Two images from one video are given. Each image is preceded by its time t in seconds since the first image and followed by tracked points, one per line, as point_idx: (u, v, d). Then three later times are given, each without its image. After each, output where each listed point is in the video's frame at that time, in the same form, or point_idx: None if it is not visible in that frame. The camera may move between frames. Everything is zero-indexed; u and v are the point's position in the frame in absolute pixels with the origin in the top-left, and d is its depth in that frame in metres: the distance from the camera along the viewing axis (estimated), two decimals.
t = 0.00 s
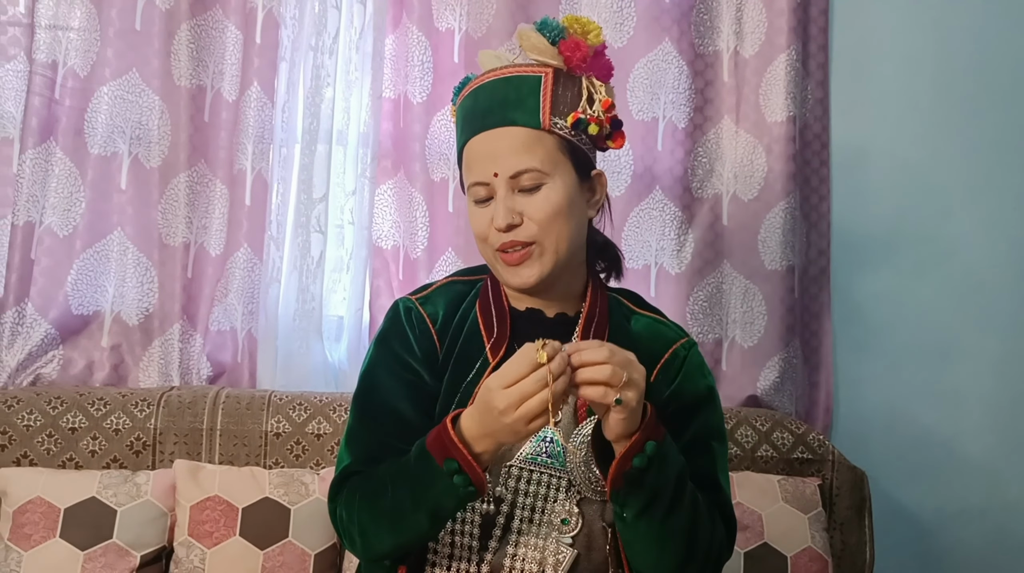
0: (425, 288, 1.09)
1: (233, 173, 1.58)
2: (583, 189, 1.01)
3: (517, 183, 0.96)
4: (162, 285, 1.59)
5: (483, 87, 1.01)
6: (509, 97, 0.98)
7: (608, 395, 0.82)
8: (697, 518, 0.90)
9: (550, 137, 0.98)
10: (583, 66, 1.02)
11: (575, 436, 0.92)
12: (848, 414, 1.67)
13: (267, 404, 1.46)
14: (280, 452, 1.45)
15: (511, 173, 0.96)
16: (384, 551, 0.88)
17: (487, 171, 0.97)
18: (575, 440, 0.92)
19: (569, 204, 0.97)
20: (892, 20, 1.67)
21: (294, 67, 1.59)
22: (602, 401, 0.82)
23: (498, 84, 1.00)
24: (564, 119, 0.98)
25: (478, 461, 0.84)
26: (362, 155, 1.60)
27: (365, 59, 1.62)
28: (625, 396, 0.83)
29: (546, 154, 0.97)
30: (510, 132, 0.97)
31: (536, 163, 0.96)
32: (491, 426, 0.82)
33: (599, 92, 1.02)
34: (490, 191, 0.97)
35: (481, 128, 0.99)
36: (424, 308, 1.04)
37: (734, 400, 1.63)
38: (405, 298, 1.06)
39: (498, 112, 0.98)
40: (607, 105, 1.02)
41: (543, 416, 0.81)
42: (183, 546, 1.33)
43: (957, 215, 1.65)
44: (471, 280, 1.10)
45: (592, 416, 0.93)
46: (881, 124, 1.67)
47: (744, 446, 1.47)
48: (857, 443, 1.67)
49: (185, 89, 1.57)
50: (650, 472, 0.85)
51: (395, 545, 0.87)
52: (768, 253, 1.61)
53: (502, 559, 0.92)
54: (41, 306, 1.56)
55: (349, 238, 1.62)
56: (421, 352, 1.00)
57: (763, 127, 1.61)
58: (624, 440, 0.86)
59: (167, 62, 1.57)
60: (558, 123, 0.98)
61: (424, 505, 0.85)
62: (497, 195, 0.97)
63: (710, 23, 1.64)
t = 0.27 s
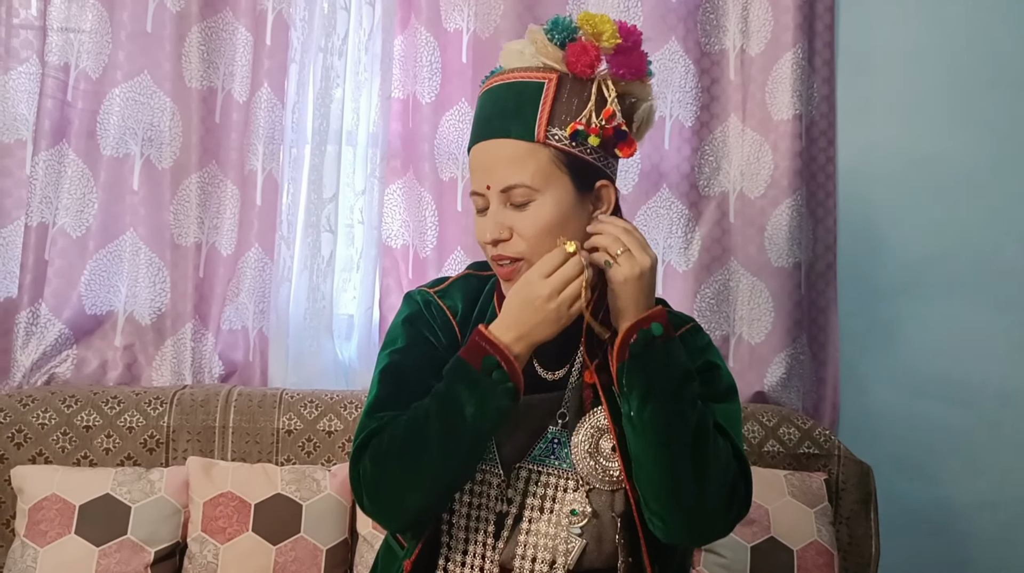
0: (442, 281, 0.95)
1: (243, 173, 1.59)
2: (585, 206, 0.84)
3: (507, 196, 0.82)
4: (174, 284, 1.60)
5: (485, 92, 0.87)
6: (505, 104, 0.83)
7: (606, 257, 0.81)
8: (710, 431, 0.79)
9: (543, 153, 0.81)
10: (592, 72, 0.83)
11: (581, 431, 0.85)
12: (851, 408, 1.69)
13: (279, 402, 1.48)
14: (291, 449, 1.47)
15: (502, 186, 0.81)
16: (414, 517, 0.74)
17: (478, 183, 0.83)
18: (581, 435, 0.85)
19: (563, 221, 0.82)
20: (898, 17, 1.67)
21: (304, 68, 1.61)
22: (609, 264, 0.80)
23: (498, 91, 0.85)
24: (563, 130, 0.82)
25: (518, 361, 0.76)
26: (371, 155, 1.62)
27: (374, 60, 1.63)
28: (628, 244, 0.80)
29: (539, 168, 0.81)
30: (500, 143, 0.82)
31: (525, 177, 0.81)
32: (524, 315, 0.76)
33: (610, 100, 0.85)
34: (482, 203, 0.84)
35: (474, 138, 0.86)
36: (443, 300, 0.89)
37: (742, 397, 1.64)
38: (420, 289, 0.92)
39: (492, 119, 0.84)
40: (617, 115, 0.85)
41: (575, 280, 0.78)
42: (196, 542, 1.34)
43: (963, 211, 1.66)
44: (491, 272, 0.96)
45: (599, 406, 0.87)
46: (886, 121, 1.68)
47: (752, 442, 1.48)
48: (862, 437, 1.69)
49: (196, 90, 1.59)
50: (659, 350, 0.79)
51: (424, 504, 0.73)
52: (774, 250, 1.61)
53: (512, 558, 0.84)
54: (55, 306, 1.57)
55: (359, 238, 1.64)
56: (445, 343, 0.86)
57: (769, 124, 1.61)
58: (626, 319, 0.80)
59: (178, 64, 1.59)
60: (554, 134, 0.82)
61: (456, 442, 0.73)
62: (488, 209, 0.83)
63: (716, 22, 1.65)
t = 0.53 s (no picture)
0: (444, 267, 0.96)
1: (246, 163, 1.60)
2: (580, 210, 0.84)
3: (505, 192, 0.83)
4: (177, 274, 1.61)
5: (497, 82, 0.88)
6: (510, 101, 0.84)
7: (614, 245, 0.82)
8: (703, 416, 0.80)
9: (541, 155, 0.82)
10: (604, 74, 0.83)
11: (581, 419, 0.86)
12: (847, 398, 1.72)
13: (281, 390, 1.49)
14: (294, 437, 1.48)
15: (501, 182, 0.82)
16: (434, 482, 0.75)
17: (480, 174, 0.85)
18: (582, 423, 0.86)
19: (556, 223, 0.82)
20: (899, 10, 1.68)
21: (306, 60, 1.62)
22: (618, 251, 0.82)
23: (508, 85, 0.86)
24: (568, 131, 0.82)
25: (535, 324, 0.79)
26: (374, 146, 1.63)
27: (376, 52, 1.64)
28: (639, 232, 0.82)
29: (536, 169, 0.82)
30: (502, 140, 0.83)
31: (522, 177, 0.82)
32: (540, 284, 0.78)
33: (619, 104, 0.84)
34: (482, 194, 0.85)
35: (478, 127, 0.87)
36: (448, 286, 0.91)
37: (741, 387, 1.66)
38: (425, 273, 0.93)
39: (497, 114, 0.84)
40: (625, 120, 0.83)
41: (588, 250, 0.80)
42: (200, 527, 1.36)
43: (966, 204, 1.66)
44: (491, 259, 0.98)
45: (600, 392, 0.88)
46: (887, 113, 1.68)
47: (750, 431, 1.50)
48: (859, 427, 1.71)
49: (199, 82, 1.60)
50: (654, 335, 0.81)
51: (445, 468, 0.74)
52: (773, 241, 1.62)
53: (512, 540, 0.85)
54: (60, 296, 1.58)
55: (362, 228, 1.64)
56: (453, 323, 0.88)
57: (770, 116, 1.62)
58: (626, 302, 0.82)
59: (182, 56, 1.60)
60: (557, 135, 0.82)
61: (477, 406, 0.74)
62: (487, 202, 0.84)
63: (717, 14, 1.65)
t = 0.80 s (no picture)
0: (439, 254, 0.97)
1: (243, 153, 1.60)
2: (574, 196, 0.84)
3: (504, 173, 0.83)
4: (174, 263, 1.62)
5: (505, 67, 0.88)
6: (514, 84, 0.84)
7: (626, 235, 0.84)
8: (703, 403, 0.81)
9: (539, 139, 0.82)
10: (609, 64, 0.83)
11: (579, 405, 0.86)
12: (841, 387, 1.73)
13: (278, 379, 1.49)
14: (290, 426, 1.49)
15: (500, 163, 0.83)
16: (442, 457, 0.76)
17: (480, 154, 0.85)
18: (580, 409, 0.86)
19: (549, 208, 0.82)
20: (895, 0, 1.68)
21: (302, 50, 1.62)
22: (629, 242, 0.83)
23: (514, 69, 0.86)
24: (569, 118, 0.82)
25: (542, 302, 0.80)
26: (370, 136, 1.63)
27: (373, 42, 1.64)
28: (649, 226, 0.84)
29: (535, 153, 0.82)
30: (503, 121, 0.83)
31: (520, 159, 0.82)
32: (551, 264, 0.79)
33: (622, 96, 0.84)
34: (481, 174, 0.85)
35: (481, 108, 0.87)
36: (445, 272, 0.91)
37: (736, 376, 1.66)
38: (421, 260, 0.93)
39: (500, 96, 0.85)
40: (627, 112, 0.84)
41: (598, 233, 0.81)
42: (198, 515, 1.37)
43: (960, 194, 1.66)
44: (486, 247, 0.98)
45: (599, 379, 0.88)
46: (882, 104, 1.69)
47: (745, 420, 1.50)
48: (854, 416, 1.72)
49: (195, 71, 1.59)
50: (658, 323, 0.81)
51: (453, 443, 0.75)
52: (769, 231, 1.62)
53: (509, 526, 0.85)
54: (57, 284, 1.59)
55: (359, 217, 1.66)
56: (451, 308, 0.88)
57: (766, 106, 1.63)
58: (634, 287, 0.83)
59: (178, 45, 1.59)
60: (558, 121, 0.82)
61: (487, 383, 0.75)
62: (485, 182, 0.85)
63: (714, 4, 1.65)
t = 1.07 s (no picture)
0: (438, 249, 0.97)
1: (240, 147, 1.60)
2: (579, 188, 0.84)
3: (509, 166, 0.83)
4: (172, 258, 1.62)
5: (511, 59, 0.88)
6: (521, 77, 0.84)
7: (631, 231, 0.83)
8: (703, 398, 0.82)
9: (545, 132, 0.82)
10: (615, 60, 0.84)
11: (578, 398, 0.86)
12: (840, 381, 1.72)
13: (277, 373, 1.49)
14: (289, 420, 1.49)
15: (505, 155, 0.82)
16: (443, 450, 0.75)
17: (485, 147, 0.85)
18: (579, 402, 0.86)
19: (555, 201, 0.82)
20: None
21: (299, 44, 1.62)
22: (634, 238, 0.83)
23: (521, 62, 0.86)
24: (576, 112, 0.83)
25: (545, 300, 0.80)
26: (368, 130, 1.63)
27: (370, 36, 1.64)
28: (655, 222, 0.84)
29: (541, 146, 0.82)
30: (509, 114, 0.83)
31: (526, 151, 0.81)
32: (556, 259, 0.79)
33: (627, 92, 0.84)
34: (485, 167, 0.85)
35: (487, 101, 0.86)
36: (444, 266, 0.92)
37: (734, 369, 1.67)
38: (421, 253, 0.93)
39: (506, 89, 0.84)
40: (632, 108, 0.84)
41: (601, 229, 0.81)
42: (196, 510, 1.37)
43: (957, 188, 1.67)
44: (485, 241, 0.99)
45: (599, 373, 0.88)
46: (881, 97, 1.69)
47: (743, 413, 1.50)
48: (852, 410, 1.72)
49: (192, 65, 1.59)
50: (660, 319, 0.82)
51: (454, 437, 0.75)
52: (767, 225, 1.62)
53: (506, 518, 0.85)
54: (55, 279, 1.58)
55: (356, 211, 1.65)
56: (451, 300, 0.89)
57: (763, 99, 1.63)
58: (637, 283, 0.83)
59: (175, 40, 1.59)
60: (564, 114, 0.82)
61: (488, 376, 0.74)
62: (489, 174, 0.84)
63: None
